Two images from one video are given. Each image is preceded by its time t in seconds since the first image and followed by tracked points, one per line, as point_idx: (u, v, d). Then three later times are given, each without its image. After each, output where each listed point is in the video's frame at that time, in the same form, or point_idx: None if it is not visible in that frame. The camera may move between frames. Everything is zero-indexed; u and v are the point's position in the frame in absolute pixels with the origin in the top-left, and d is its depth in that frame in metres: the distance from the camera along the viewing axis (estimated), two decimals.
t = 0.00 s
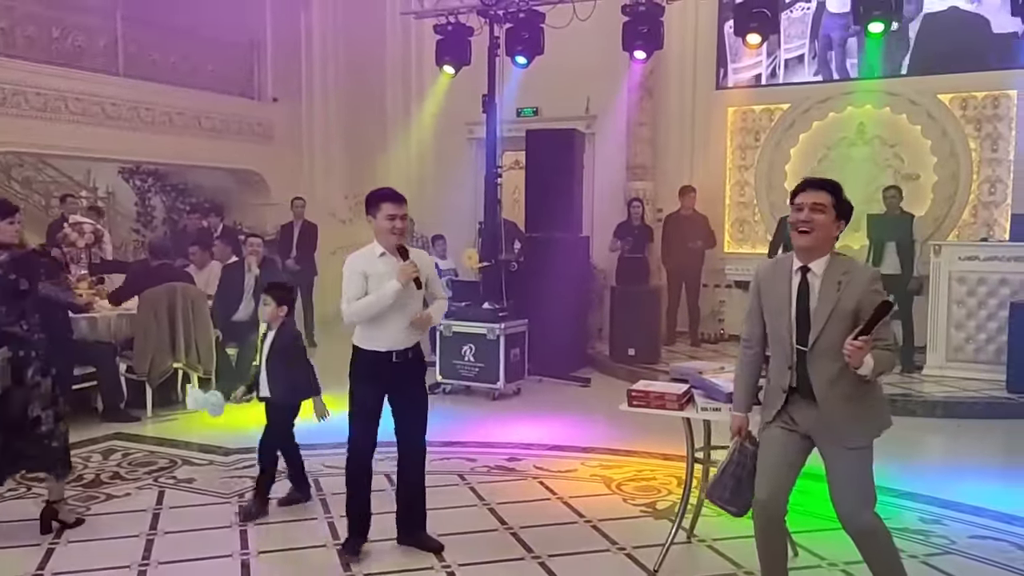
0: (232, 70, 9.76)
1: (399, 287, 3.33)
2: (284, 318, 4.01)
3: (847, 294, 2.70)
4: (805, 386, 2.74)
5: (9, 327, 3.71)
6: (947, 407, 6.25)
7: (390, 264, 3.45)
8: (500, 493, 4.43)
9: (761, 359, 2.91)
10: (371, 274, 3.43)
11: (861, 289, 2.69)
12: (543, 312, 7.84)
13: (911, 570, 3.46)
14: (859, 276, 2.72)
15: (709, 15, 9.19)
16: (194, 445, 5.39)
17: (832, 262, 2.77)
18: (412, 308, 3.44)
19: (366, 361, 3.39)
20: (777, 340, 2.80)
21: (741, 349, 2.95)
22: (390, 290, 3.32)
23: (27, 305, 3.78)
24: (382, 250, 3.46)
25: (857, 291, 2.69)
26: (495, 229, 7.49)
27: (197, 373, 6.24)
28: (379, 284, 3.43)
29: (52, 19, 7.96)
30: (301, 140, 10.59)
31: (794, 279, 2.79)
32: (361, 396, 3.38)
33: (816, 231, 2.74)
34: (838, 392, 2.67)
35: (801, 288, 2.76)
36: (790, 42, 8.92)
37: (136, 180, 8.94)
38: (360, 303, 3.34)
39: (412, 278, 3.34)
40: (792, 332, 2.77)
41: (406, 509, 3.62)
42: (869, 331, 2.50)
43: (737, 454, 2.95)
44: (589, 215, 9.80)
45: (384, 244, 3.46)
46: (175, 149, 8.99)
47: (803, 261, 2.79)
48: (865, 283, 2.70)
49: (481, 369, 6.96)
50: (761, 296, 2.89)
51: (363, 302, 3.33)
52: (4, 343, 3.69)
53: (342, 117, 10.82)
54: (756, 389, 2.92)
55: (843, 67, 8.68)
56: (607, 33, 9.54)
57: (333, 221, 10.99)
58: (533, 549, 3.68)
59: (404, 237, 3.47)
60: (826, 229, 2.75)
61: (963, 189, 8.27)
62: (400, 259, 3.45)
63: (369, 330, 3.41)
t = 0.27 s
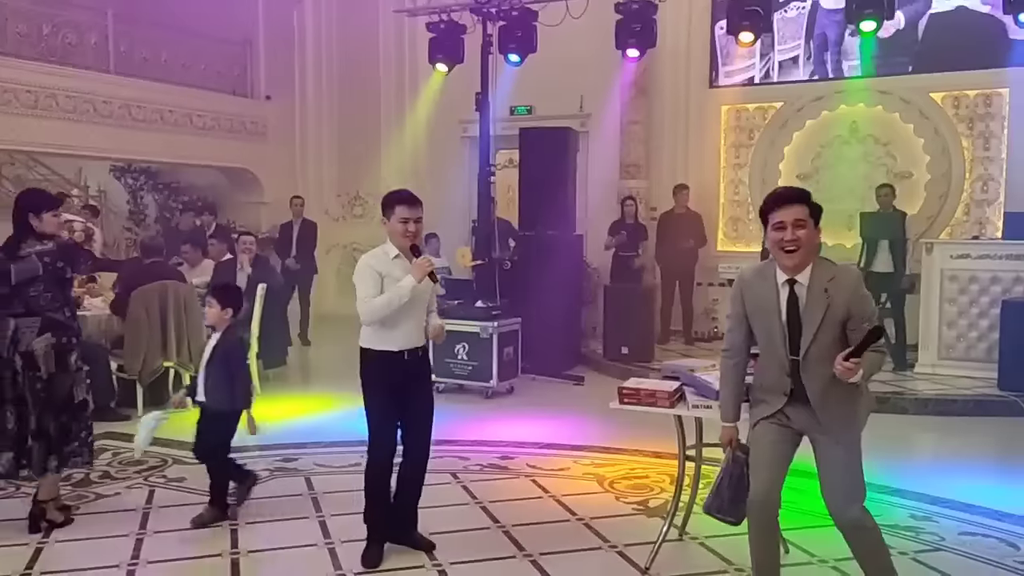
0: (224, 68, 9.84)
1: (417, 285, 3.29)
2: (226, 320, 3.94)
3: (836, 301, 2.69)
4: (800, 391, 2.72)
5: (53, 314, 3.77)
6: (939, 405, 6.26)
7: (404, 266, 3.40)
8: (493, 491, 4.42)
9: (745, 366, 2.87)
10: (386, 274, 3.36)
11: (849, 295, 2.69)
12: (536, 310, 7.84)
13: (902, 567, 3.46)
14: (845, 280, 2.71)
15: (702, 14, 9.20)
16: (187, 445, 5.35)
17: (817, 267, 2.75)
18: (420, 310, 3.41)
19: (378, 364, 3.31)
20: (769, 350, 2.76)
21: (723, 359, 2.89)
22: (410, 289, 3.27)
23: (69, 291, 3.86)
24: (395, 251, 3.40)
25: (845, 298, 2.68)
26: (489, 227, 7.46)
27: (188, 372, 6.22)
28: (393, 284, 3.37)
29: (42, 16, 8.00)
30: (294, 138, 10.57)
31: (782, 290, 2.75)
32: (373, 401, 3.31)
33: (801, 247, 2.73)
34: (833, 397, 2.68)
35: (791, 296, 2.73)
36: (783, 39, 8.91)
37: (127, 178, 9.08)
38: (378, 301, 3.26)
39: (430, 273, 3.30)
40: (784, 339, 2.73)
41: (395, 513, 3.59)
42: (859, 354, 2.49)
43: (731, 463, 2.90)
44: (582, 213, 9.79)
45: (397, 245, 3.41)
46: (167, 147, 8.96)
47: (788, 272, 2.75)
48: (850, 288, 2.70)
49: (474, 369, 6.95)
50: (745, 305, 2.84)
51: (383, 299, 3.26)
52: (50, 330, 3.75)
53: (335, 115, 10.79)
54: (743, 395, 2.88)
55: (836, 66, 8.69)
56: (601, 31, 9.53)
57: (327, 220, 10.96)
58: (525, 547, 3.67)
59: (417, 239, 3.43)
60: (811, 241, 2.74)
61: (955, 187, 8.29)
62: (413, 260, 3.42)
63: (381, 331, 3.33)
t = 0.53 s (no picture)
0: (217, 66, 9.83)
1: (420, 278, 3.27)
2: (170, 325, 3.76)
3: (815, 298, 2.68)
4: (783, 389, 2.71)
5: (86, 317, 3.88)
6: (932, 404, 6.27)
7: (406, 261, 3.37)
8: (486, 491, 4.40)
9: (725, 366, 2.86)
10: (388, 269, 3.32)
11: (828, 292, 2.68)
12: (530, 310, 7.82)
13: (895, 566, 3.46)
14: (823, 277, 2.70)
15: (697, 13, 9.20)
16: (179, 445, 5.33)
17: (795, 265, 2.73)
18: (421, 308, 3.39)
19: (372, 362, 3.28)
20: (750, 349, 2.75)
21: (703, 359, 2.89)
22: (413, 282, 3.24)
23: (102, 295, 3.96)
24: (397, 246, 3.37)
25: (825, 294, 2.67)
26: (483, 227, 7.44)
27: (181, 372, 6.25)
28: (394, 279, 3.33)
29: (34, 15, 7.96)
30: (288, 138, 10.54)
31: (760, 289, 2.74)
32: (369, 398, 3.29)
33: (779, 248, 2.70)
34: (817, 393, 2.67)
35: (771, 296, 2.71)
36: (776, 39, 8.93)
37: (120, 178, 8.97)
38: (381, 296, 3.22)
39: (433, 267, 3.29)
40: (765, 338, 2.73)
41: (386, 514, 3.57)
42: (842, 350, 2.50)
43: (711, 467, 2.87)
44: (578, 213, 9.78)
45: (399, 239, 3.38)
46: (160, 147, 8.92)
47: (768, 271, 2.73)
48: (829, 286, 2.69)
49: (468, 368, 6.94)
50: (724, 306, 2.83)
51: (385, 294, 3.22)
52: (83, 333, 3.86)
53: (330, 115, 10.77)
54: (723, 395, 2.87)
55: (829, 65, 8.70)
56: (595, 30, 9.53)
57: (321, 219, 10.93)
58: (518, 546, 3.66)
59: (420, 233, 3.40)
60: (789, 240, 2.71)
61: (949, 186, 8.30)
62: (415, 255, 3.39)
63: (380, 327, 3.29)
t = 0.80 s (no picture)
0: (214, 67, 9.83)
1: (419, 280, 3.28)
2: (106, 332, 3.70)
3: (800, 284, 2.68)
4: (769, 381, 2.70)
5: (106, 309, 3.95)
6: (928, 404, 6.27)
7: (402, 264, 3.38)
8: (481, 492, 4.40)
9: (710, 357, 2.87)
10: (384, 271, 3.33)
11: (812, 278, 2.69)
12: (526, 311, 7.83)
13: (889, 566, 3.46)
14: (808, 263, 2.71)
15: (693, 14, 9.21)
16: (175, 447, 5.32)
17: (780, 251, 2.74)
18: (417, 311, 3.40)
19: (368, 363, 3.30)
20: (735, 339, 2.74)
21: (690, 350, 2.88)
22: (411, 284, 3.25)
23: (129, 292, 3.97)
24: (393, 249, 3.37)
25: (809, 281, 2.68)
26: (480, 228, 7.44)
27: (176, 373, 6.24)
28: (390, 282, 3.34)
29: (30, 16, 7.95)
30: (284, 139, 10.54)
31: (746, 276, 2.75)
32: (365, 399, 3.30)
33: (757, 235, 2.71)
34: (802, 383, 2.66)
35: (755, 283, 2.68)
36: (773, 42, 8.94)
37: (117, 179, 8.95)
38: (379, 297, 3.23)
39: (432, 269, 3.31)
40: (750, 326, 2.73)
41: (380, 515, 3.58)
42: (819, 334, 2.49)
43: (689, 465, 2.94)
44: (574, 214, 9.78)
45: (395, 243, 3.37)
46: (156, 148, 8.91)
47: (749, 258, 2.74)
48: (814, 274, 2.69)
49: (464, 369, 6.93)
50: (710, 295, 2.83)
51: (382, 295, 3.23)
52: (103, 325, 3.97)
53: (326, 115, 10.77)
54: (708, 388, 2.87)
55: (823, 66, 8.73)
56: (591, 31, 9.53)
57: (318, 220, 10.92)
58: (513, 548, 3.66)
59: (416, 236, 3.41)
60: (769, 227, 2.71)
61: (944, 186, 8.31)
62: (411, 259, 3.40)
63: (375, 327, 3.30)
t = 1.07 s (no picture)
0: (215, 68, 9.82)
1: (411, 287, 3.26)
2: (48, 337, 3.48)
3: (804, 273, 2.66)
4: (770, 375, 2.69)
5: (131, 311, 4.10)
6: (929, 404, 6.26)
7: (396, 267, 3.36)
8: (480, 493, 4.39)
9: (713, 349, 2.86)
10: (376, 274, 3.31)
11: (817, 267, 2.66)
12: (526, 311, 7.82)
13: (888, 568, 3.45)
14: (814, 253, 2.68)
15: (693, 14, 9.20)
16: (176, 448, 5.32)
17: (787, 240, 2.72)
18: (411, 314, 3.38)
19: (366, 364, 3.29)
20: (736, 329, 2.74)
21: (693, 340, 2.87)
22: (402, 291, 3.23)
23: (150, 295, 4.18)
24: (386, 251, 3.37)
25: (813, 269, 2.65)
26: (481, 229, 7.43)
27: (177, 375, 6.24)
28: (383, 285, 3.33)
29: (30, 17, 7.95)
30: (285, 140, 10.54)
31: (751, 263, 2.74)
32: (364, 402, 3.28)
33: (761, 222, 2.68)
34: (801, 377, 2.64)
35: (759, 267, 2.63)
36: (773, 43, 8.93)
37: (118, 180, 8.99)
38: (368, 302, 3.22)
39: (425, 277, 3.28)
40: (752, 315, 2.72)
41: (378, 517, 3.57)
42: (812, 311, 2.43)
43: (688, 450, 2.94)
44: (574, 215, 9.77)
45: (388, 245, 3.37)
46: (157, 149, 8.91)
47: (754, 246, 2.72)
48: (820, 263, 2.66)
49: (464, 370, 6.93)
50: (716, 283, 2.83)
51: (372, 300, 3.22)
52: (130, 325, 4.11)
53: (327, 116, 10.76)
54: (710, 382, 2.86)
55: (824, 65, 8.71)
56: (591, 31, 9.52)
57: (319, 221, 10.90)
58: (511, 550, 3.65)
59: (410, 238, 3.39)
60: (775, 213, 2.69)
61: (945, 186, 8.30)
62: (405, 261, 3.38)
63: (367, 331, 3.29)
